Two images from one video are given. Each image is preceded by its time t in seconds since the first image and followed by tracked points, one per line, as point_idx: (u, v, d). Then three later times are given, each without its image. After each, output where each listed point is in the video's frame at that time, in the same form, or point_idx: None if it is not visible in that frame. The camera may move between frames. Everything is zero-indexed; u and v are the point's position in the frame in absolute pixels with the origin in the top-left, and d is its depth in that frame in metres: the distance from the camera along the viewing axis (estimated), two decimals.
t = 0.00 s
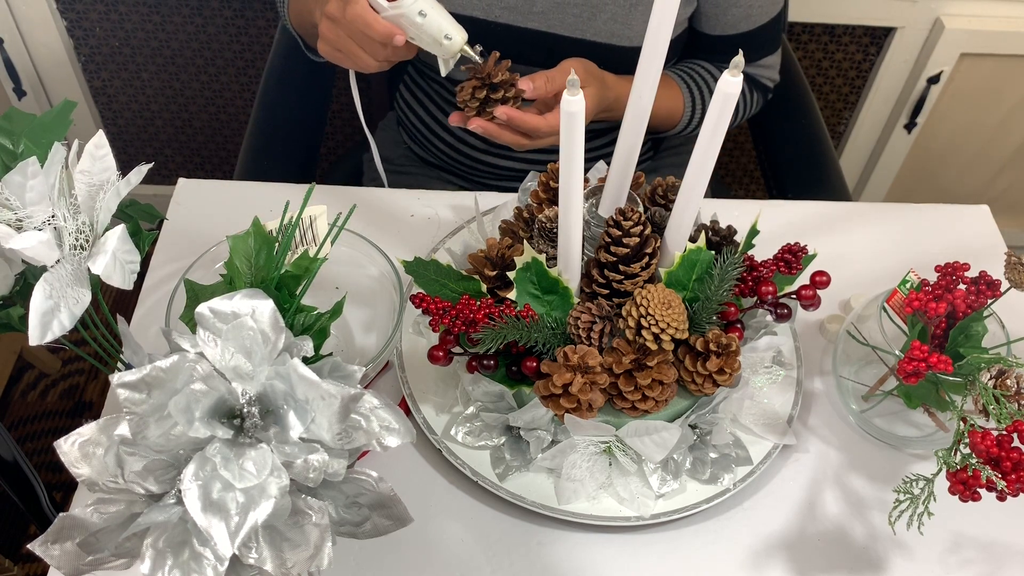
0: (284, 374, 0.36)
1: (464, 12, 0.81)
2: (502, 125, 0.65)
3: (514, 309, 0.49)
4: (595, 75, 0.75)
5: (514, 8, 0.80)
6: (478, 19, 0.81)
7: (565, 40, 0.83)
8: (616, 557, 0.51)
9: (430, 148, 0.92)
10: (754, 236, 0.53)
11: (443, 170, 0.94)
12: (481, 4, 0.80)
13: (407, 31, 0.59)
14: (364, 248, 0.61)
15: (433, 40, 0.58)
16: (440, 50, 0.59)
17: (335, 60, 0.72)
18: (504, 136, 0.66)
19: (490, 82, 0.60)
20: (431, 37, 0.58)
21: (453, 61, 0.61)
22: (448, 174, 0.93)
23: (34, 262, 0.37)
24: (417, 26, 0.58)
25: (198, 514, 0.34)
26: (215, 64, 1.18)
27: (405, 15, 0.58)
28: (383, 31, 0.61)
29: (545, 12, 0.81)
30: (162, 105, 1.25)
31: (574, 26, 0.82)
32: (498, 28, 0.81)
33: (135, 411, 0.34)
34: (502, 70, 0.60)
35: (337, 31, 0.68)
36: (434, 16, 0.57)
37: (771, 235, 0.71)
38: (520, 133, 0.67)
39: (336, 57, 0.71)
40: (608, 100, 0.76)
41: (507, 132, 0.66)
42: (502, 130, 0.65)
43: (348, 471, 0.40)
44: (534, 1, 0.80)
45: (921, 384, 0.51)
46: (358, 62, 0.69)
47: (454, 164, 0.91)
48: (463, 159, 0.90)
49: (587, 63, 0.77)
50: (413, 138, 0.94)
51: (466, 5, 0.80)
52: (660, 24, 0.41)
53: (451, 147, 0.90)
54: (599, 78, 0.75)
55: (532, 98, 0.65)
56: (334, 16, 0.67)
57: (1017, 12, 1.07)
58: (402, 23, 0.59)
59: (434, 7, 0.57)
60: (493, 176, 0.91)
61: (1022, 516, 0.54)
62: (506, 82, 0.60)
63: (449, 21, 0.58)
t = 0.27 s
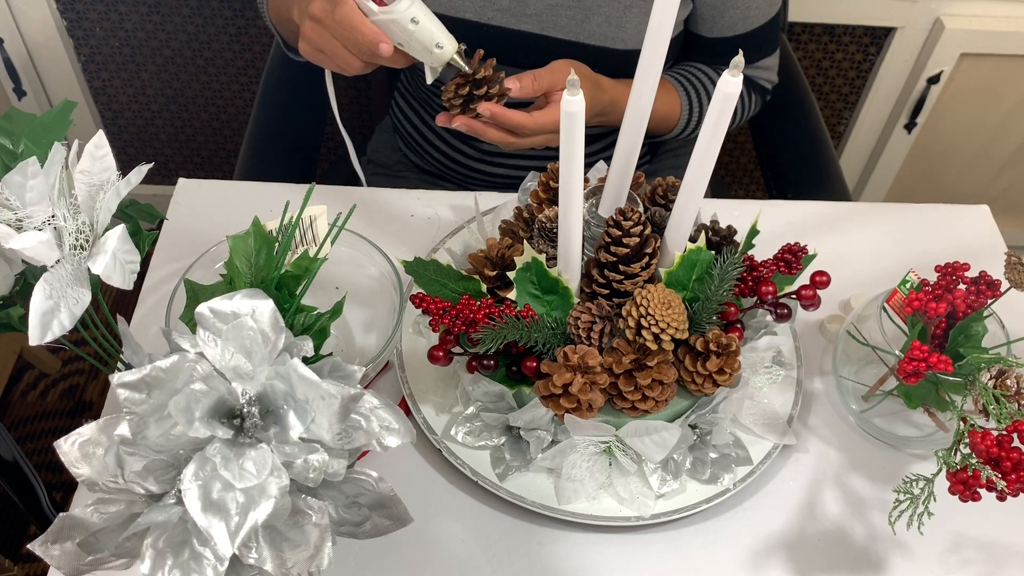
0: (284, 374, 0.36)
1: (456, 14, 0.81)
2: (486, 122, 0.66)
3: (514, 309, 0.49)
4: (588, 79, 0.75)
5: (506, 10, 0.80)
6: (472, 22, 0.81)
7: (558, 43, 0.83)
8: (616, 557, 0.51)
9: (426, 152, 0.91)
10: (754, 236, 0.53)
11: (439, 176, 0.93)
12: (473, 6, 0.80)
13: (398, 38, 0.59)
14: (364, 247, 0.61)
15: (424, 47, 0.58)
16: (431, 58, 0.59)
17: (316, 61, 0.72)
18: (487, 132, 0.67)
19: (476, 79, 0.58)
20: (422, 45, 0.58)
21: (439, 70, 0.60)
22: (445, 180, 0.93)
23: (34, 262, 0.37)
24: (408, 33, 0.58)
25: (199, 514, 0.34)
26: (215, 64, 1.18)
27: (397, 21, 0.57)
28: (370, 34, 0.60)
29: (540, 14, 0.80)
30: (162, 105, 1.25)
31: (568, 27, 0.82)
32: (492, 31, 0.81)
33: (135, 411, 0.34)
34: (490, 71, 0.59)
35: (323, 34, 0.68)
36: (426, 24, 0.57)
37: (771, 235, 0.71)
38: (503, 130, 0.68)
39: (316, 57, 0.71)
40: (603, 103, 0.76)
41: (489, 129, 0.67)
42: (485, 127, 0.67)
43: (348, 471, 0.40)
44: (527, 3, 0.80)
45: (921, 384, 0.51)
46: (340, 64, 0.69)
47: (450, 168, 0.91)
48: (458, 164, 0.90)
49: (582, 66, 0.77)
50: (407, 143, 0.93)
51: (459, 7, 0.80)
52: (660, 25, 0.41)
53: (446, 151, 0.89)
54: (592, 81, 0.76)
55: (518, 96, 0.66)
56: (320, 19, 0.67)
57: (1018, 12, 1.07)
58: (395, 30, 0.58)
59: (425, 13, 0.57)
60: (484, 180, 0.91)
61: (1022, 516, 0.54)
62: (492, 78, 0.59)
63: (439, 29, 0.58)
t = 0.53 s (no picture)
0: (284, 374, 0.36)
1: (450, 16, 0.81)
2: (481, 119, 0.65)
3: (514, 309, 0.49)
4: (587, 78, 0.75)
5: (501, 11, 0.80)
6: (468, 23, 0.81)
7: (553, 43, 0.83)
8: (616, 557, 0.51)
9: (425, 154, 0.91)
10: (754, 236, 0.53)
11: (438, 179, 0.92)
12: (468, 7, 0.80)
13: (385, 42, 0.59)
14: (364, 247, 0.61)
15: (412, 49, 0.59)
16: (418, 58, 0.60)
17: (298, 65, 0.72)
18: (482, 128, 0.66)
19: (467, 73, 0.59)
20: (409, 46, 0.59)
21: (428, 68, 0.62)
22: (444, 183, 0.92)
23: (34, 262, 0.37)
24: (395, 36, 0.58)
25: (199, 514, 0.34)
26: (215, 64, 1.18)
27: (383, 24, 0.57)
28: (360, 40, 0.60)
29: (535, 15, 0.80)
30: (162, 105, 1.25)
31: (564, 28, 0.82)
32: (488, 32, 0.81)
33: (135, 411, 0.34)
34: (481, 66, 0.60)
35: (303, 39, 0.68)
36: (413, 26, 0.57)
37: (771, 235, 0.71)
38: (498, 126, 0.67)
39: (298, 62, 0.71)
40: (602, 103, 0.76)
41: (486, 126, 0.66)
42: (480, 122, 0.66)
43: (348, 471, 0.40)
44: (523, 4, 0.79)
45: (921, 384, 0.51)
46: (323, 68, 0.69)
47: (449, 170, 0.90)
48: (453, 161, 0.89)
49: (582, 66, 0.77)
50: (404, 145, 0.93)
51: (454, 8, 0.80)
52: (660, 25, 0.41)
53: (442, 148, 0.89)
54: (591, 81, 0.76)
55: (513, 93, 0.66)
56: (302, 25, 0.67)
57: (1018, 12, 1.07)
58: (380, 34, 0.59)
59: (411, 15, 0.57)
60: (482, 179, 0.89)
61: (1022, 516, 0.54)
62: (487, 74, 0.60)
63: (427, 30, 0.58)
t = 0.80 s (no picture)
0: (284, 374, 0.36)
1: (446, 17, 0.80)
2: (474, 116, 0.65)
3: (514, 309, 0.49)
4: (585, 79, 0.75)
5: (497, 12, 0.80)
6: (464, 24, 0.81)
7: (549, 44, 0.83)
8: (616, 557, 0.51)
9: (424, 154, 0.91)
10: (754, 236, 0.53)
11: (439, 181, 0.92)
12: (464, 7, 0.80)
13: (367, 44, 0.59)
14: (364, 248, 0.61)
15: (396, 47, 0.59)
16: (404, 57, 0.59)
17: (289, 71, 0.71)
18: (474, 125, 0.66)
19: (466, 68, 0.59)
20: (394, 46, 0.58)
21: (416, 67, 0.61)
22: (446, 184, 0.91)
23: (34, 262, 0.37)
24: (377, 37, 0.58)
25: (199, 514, 0.34)
26: (215, 64, 1.18)
27: (365, 26, 0.57)
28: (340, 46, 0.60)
29: (531, 15, 0.80)
30: (162, 105, 1.25)
31: (560, 28, 0.82)
32: (484, 33, 0.81)
33: (135, 411, 0.34)
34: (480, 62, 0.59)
35: (291, 45, 0.67)
36: (395, 25, 0.57)
37: (771, 235, 0.71)
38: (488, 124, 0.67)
39: (288, 68, 0.71)
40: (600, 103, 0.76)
41: (477, 123, 0.66)
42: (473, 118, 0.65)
43: (348, 471, 0.40)
44: (519, 5, 0.80)
45: (921, 384, 0.51)
46: (315, 73, 0.68)
47: (450, 171, 0.90)
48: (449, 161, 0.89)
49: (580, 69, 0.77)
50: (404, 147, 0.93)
51: (449, 9, 0.80)
52: (661, 25, 0.41)
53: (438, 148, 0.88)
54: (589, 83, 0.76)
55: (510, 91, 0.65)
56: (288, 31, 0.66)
57: (1018, 12, 1.07)
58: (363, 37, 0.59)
59: (393, 13, 0.57)
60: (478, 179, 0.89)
61: (1023, 516, 0.54)
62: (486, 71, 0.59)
63: (410, 27, 0.58)
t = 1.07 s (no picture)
0: (284, 374, 0.36)
1: (443, 17, 0.80)
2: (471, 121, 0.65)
3: (514, 309, 0.49)
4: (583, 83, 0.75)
5: (494, 13, 0.80)
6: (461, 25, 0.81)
7: (546, 45, 0.83)
8: (616, 557, 0.51)
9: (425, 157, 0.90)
10: (754, 236, 0.53)
11: (440, 183, 0.91)
12: (461, 7, 0.80)
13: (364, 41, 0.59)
14: (364, 247, 0.61)
15: (391, 46, 0.58)
16: (399, 56, 0.59)
17: (291, 69, 0.71)
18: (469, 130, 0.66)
19: (466, 72, 0.58)
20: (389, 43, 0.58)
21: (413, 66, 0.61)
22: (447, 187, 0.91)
23: (34, 262, 0.37)
24: (372, 34, 0.58)
25: (199, 514, 0.34)
26: (215, 64, 1.18)
27: (360, 23, 0.57)
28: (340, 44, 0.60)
29: (528, 17, 0.80)
30: (162, 105, 1.25)
31: (557, 29, 0.82)
32: (481, 34, 0.81)
33: (136, 411, 0.34)
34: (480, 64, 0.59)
35: (291, 43, 0.67)
36: (389, 23, 0.57)
37: (771, 235, 0.71)
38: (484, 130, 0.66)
39: (290, 65, 0.71)
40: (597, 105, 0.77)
41: (474, 128, 0.66)
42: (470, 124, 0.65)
43: (348, 471, 0.40)
44: (516, 5, 0.80)
45: (921, 384, 0.51)
46: (316, 70, 0.69)
47: (450, 173, 0.89)
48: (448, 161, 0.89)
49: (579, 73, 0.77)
50: (404, 148, 0.93)
51: (446, 9, 0.80)
52: (661, 25, 0.41)
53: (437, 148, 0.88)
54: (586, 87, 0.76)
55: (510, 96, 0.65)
56: (287, 29, 0.66)
57: (1018, 12, 1.07)
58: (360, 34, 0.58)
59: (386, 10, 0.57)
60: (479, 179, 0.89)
61: (1023, 516, 0.54)
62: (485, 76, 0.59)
63: (404, 25, 0.58)
